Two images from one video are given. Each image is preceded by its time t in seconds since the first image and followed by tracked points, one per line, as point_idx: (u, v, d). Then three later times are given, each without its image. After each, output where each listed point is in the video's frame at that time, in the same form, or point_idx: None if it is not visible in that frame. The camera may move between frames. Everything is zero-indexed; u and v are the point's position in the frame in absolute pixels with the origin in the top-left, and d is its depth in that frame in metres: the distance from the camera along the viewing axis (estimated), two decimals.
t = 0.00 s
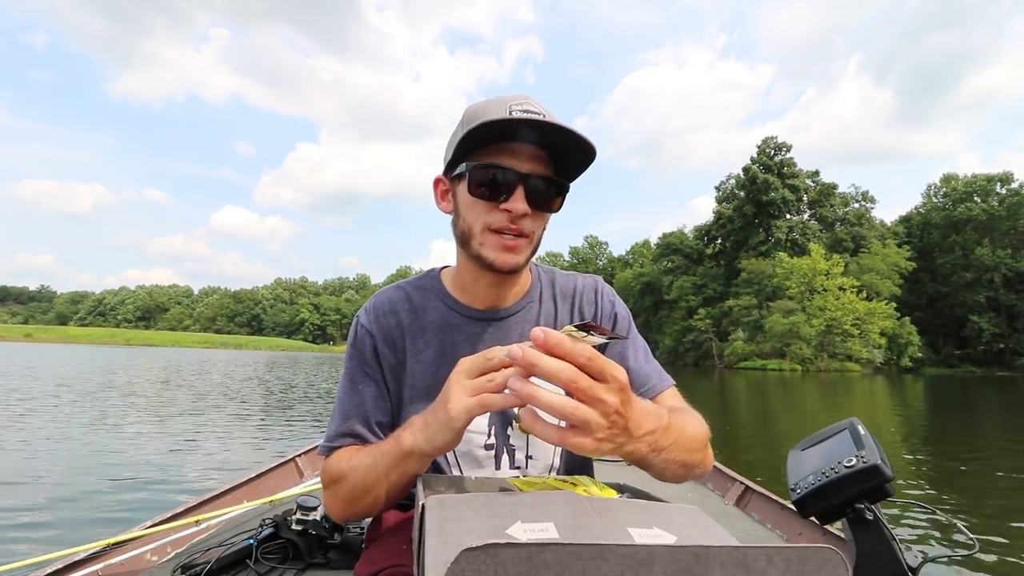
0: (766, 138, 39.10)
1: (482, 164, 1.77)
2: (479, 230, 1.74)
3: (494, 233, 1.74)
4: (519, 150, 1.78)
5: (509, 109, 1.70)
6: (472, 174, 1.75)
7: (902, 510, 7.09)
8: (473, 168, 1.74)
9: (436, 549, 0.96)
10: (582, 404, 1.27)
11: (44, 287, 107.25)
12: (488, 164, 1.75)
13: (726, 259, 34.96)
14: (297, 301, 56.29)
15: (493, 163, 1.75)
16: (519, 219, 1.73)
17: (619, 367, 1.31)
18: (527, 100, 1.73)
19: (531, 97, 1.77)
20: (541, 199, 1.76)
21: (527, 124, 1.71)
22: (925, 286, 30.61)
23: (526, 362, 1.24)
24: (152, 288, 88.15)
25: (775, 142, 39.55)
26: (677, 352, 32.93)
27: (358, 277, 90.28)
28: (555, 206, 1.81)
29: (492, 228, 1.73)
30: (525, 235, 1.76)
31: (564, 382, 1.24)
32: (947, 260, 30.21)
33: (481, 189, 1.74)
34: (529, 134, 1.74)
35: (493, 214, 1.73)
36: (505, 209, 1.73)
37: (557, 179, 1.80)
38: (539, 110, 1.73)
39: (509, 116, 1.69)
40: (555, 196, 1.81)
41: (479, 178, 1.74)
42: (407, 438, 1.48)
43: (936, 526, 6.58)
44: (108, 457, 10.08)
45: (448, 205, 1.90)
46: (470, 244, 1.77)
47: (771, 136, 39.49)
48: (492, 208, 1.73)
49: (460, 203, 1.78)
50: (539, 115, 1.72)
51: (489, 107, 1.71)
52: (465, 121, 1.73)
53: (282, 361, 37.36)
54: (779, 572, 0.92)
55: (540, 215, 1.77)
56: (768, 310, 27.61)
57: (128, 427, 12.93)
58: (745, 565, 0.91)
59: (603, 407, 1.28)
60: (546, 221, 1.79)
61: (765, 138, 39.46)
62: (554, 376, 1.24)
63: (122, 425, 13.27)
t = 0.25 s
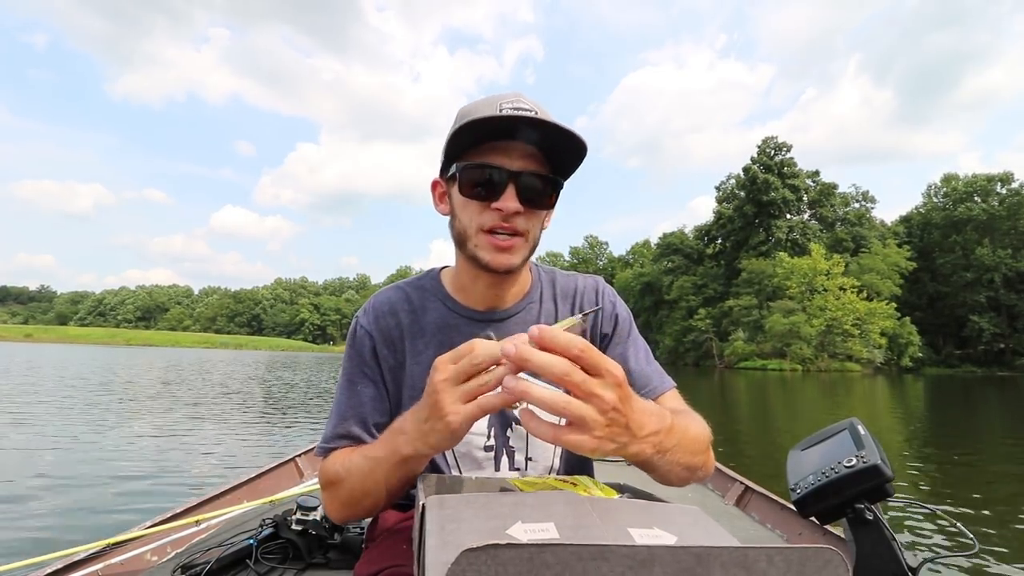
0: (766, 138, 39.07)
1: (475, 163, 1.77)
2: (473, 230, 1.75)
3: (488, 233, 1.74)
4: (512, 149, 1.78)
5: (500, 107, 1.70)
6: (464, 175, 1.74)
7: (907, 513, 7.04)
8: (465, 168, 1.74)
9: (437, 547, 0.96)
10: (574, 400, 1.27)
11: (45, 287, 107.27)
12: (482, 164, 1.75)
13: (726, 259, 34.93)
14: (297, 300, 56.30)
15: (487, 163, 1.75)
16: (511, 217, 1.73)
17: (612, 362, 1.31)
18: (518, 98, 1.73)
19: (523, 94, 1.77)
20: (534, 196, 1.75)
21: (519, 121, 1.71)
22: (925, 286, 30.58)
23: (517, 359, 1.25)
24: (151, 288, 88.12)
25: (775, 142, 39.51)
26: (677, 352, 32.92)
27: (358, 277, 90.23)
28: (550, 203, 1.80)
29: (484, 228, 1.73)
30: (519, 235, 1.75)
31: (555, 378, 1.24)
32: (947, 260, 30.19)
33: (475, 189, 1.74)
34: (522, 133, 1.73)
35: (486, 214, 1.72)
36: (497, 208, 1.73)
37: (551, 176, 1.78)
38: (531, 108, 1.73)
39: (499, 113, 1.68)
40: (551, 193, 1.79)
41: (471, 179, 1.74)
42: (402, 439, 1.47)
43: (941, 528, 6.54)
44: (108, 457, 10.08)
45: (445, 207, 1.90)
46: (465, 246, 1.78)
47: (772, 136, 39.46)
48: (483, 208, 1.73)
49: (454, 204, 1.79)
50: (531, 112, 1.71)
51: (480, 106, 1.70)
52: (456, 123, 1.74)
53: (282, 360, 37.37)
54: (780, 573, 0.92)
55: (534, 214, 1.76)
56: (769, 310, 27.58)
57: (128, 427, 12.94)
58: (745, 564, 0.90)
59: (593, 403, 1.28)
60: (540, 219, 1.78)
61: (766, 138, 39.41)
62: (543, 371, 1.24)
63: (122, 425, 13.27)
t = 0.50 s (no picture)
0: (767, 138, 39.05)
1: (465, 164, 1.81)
2: (460, 229, 1.76)
3: (474, 230, 1.74)
4: (497, 148, 1.84)
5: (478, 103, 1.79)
6: (448, 176, 1.76)
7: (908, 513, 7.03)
8: (448, 169, 1.75)
9: (438, 547, 0.96)
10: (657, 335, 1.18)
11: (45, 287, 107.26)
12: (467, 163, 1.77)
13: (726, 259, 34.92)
14: (297, 301, 56.28)
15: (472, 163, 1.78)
16: (493, 212, 1.73)
17: (649, 307, 1.23)
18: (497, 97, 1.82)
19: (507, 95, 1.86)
20: (517, 188, 1.74)
21: (520, 119, 1.80)
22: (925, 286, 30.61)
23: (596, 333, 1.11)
24: (151, 288, 88.15)
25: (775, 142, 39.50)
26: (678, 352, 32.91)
27: (358, 277, 90.15)
28: (538, 198, 1.79)
29: (469, 226, 1.74)
30: (505, 229, 1.73)
31: (644, 325, 1.14)
32: (948, 260, 30.21)
33: (463, 189, 1.75)
34: (524, 131, 1.81)
35: (469, 211, 1.74)
36: (479, 204, 1.73)
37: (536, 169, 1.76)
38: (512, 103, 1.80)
39: (489, 106, 1.76)
40: (538, 188, 1.78)
41: (455, 179, 1.75)
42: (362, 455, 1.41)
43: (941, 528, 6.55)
44: (108, 457, 10.08)
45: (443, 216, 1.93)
46: (455, 247, 1.79)
47: (772, 136, 39.47)
48: (467, 206, 1.74)
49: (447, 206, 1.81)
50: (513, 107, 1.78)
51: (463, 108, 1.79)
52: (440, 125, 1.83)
53: (282, 360, 37.36)
54: (781, 572, 0.92)
55: (519, 207, 1.75)
56: (769, 310, 27.57)
57: (129, 427, 12.96)
58: (745, 564, 0.90)
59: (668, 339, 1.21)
60: (526, 213, 1.77)
61: (766, 138, 39.41)
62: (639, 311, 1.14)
63: (122, 425, 13.26)
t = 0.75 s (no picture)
0: (767, 138, 39.03)
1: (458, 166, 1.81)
2: (453, 237, 1.76)
3: (467, 237, 1.74)
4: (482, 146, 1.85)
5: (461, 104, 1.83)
6: (439, 180, 1.75)
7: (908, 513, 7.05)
8: (441, 171, 1.74)
9: (437, 546, 0.97)
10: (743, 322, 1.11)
11: (45, 288, 107.25)
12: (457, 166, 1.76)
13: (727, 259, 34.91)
14: (297, 301, 56.25)
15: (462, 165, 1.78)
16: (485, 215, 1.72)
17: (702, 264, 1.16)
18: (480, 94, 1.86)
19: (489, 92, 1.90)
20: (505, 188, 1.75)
21: (514, 121, 1.83)
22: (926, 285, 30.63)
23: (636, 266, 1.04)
24: (152, 288, 88.16)
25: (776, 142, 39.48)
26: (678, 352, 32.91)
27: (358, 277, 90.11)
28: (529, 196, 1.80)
29: (463, 233, 1.73)
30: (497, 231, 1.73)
31: (736, 296, 1.04)
32: (948, 260, 30.22)
33: (456, 192, 1.73)
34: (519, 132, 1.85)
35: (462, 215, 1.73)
36: (469, 209, 1.72)
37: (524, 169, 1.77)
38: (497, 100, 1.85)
39: (483, 107, 1.78)
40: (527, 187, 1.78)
41: (446, 183, 1.74)
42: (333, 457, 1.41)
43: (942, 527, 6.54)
44: (108, 458, 10.07)
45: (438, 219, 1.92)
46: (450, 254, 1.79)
47: (772, 135, 39.44)
48: (459, 212, 1.74)
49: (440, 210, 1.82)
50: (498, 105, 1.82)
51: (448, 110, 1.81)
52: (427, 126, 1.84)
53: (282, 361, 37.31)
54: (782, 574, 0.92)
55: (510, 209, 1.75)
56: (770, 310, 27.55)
57: (129, 427, 12.97)
58: (746, 567, 0.90)
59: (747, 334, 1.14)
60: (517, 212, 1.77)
61: (766, 137, 39.38)
62: (746, 283, 1.05)
63: (122, 425, 13.26)
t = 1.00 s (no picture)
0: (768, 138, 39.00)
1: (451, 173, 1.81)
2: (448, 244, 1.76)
3: (461, 245, 1.75)
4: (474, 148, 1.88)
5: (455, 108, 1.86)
6: (432, 182, 1.74)
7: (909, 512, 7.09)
8: (434, 175, 1.72)
9: (436, 545, 0.97)
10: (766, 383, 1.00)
11: (46, 288, 107.32)
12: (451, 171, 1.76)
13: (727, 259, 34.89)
14: (297, 301, 56.22)
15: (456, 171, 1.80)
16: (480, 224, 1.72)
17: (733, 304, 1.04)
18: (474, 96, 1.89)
19: (481, 91, 1.92)
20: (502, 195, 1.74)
21: (508, 124, 1.83)
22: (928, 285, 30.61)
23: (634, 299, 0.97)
24: (151, 288, 88.02)
25: (777, 141, 39.45)
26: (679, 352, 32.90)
27: (360, 277, 90.08)
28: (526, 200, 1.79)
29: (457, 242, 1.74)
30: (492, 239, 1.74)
31: (755, 356, 0.93)
32: (949, 259, 30.23)
33: (451, 198, 1.73)
34: (516, 135, 1.86)
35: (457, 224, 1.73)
36: (464, 217, 1.72)
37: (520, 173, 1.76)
38: (489, 100, 1.87)
39: (479, 115, 1.79)
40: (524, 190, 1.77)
41: (439, 186, 1.73)
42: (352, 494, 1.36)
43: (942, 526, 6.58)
44: (109, 458, 10.08)
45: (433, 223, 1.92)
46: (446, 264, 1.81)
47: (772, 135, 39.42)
48: (454, 219, 1.74)
49: (433, 216, 1.81)
50: (489, 107, 1.84)
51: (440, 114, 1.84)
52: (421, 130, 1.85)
53: (283, 361, 37.30)
54: None
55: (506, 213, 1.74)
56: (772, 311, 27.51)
57: (130, 427, 12.96)
58: (744, 569, 0.90)
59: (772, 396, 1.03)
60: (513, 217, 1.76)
61: (768, 137, 39.37)
62: (777, 343, 0.93)
63: (122, 425, 13.26)
